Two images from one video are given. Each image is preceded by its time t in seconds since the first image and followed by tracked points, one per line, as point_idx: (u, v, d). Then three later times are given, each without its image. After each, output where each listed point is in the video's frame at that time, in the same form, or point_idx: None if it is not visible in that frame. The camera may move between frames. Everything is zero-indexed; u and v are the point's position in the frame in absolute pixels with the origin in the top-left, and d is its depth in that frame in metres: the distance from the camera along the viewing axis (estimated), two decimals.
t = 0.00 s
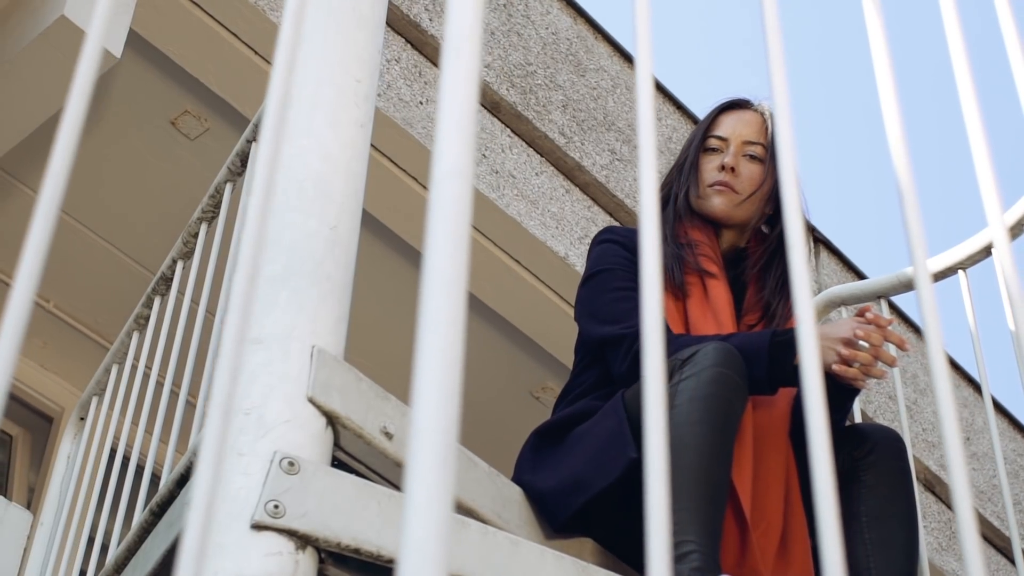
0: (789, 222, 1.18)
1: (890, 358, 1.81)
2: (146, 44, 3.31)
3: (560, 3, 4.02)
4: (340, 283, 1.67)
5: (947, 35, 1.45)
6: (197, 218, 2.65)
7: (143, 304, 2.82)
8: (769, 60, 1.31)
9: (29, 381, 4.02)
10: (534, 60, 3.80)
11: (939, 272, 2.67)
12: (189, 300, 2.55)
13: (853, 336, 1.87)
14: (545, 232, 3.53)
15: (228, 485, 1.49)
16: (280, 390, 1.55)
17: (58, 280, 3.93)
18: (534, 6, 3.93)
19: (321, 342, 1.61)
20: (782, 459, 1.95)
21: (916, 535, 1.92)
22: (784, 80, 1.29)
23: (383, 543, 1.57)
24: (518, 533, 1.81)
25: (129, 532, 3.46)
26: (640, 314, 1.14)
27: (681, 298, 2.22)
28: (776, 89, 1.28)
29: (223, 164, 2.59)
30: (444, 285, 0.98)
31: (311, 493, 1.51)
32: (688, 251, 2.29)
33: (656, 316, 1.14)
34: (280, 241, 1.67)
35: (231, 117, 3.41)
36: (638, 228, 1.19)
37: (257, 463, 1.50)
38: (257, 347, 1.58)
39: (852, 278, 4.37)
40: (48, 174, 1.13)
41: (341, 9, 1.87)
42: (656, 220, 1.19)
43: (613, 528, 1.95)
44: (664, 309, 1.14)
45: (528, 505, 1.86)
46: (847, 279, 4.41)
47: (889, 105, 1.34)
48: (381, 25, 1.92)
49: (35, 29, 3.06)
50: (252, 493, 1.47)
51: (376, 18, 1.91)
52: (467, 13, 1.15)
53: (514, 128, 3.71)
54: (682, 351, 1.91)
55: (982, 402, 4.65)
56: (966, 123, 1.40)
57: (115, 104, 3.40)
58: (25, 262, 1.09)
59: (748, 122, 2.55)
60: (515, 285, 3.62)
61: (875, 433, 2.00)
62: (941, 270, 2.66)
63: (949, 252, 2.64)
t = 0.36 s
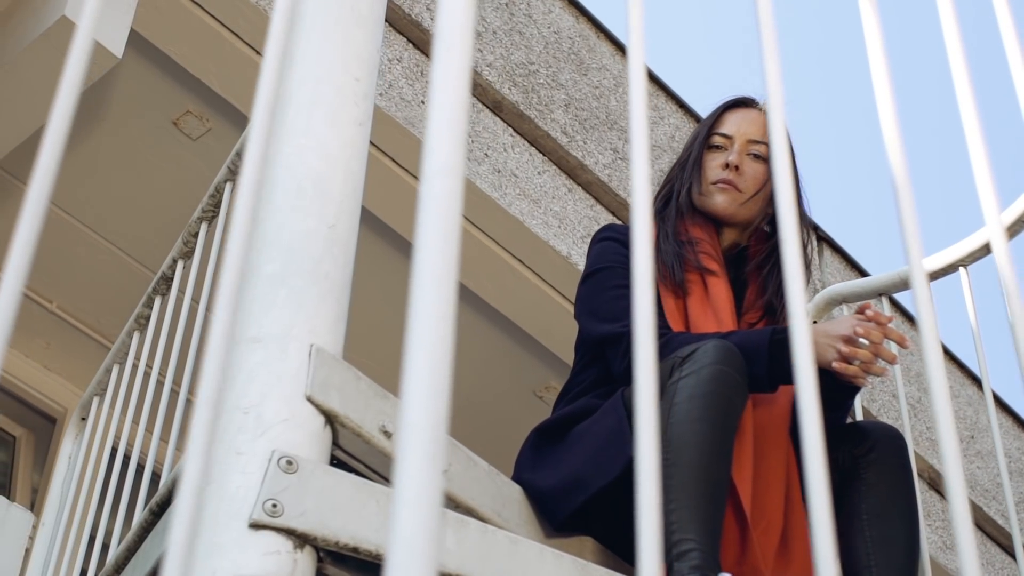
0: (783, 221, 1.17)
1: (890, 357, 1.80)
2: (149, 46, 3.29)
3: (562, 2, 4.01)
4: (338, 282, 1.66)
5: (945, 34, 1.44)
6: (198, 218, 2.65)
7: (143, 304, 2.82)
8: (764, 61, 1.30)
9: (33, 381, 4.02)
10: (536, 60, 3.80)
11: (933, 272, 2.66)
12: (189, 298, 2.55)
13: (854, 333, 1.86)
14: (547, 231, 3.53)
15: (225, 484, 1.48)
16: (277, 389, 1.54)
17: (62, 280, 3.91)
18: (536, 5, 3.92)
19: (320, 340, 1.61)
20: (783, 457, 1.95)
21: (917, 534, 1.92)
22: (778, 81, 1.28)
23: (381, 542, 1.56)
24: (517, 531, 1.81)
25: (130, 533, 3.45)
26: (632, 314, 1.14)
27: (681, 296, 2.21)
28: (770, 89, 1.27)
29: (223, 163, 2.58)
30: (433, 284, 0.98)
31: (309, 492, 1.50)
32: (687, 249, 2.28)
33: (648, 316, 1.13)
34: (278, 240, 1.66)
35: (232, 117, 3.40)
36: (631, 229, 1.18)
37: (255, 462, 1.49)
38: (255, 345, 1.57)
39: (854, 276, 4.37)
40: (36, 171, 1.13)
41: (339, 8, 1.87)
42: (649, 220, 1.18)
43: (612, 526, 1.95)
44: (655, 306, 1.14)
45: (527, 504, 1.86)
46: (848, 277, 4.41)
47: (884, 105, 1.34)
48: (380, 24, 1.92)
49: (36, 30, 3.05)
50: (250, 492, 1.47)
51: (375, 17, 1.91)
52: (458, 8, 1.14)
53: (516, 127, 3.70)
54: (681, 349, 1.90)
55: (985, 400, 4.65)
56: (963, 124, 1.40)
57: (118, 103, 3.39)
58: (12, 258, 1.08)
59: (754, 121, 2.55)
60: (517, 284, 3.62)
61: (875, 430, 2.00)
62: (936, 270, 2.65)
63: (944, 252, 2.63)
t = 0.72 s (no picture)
0: (778, 224, 1.17)
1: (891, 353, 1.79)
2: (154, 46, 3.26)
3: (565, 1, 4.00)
4: (337, 281, 1.66)
5: (941, 31, 1.44)
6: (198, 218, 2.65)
7: (144, 305, 2.82)
8: (760, 60, 1.30)
9: (37, 382, 4.02)
10: (539, 59, 3.79)
11: (933, 270, 2.65)
12: (189, 298, 2.55)
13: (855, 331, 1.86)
14: (550, 230, 3.52)
15: (225, 483, 1.48)
16: (275, 388, 1.54)
17: (66, 282, 3.89)
18: (539, 3, 3.92)
19: (318, 338, 1.60)
20: (784, 453, 1.94)
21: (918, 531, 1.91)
22: (773, 82, 1.28)
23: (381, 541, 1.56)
24: (517, 529, 1.81)
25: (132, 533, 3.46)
26: (624, 312, 1.14)
27: (682, 294, 2.22)
28: (766, 90, 1.27)
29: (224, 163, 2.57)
30: (425, 280, 0.98)
31: (309, 491, 1.49)
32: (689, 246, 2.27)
33: (641, 314, 1.13)
34: (277, 239, 1.66)
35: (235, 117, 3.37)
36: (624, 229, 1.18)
37: (253, 461, 1.49)
38: (254, 345, 1.57)
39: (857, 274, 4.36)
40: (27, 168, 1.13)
41: (339, 6, 1.86)
42: (641, 223, 1.18)
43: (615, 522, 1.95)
44: (648, 301, 1.14)
45: (528, 502, 1.86)
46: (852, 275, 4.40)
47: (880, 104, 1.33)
48: (380, 22, 1.91)
49: (36, 30, 3.04)
50: (249, 490, 1.46)
51: (374, 15, 1.90)
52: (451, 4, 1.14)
53: (518, 127, 3.70)
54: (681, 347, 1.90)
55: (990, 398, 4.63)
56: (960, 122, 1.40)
57: (122, 103, 3.37)
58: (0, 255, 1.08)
59: (760, 120, 2.54)
60: (519, 283, 3.61)
61: (876, 428, 2.00)
62: (937, 268, 2.63)
63: (944, 250, 2.62)
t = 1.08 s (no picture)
0: (773, 225, 1.17)
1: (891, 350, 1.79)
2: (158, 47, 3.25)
3: None
4: (337, 279, 1.65)
5: (938, 27, 1.43)
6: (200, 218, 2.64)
7: (146, 305, 2.82)
8: (754, 57, 1.29)
9: (42, 383, 4.00)
10: (541, 58, 3.79)
11: (934, 268, 2.63)
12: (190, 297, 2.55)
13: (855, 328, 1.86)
14: (553, 229, 3.51)
15: (225, 482, 1.48)
16: (275, 387, 1.53)
17: (69, 283, 3.86)
18: (541, 2, 3.91)
19: (318, 337, 1.60)
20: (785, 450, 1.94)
21: (921, 528, 1.90)
22: (769, 81, 1.27)
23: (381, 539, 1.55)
24: (517, 526, 1.81)
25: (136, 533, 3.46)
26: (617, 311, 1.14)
27: (683, 292, 2.22)
28: (760, 89, 1.26)
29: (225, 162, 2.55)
30: (415, 280, 0.98)
31: (308, 490, 1.49)
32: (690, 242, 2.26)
33: (634, 310, 1.13)
34: (277, 237, 1.65)
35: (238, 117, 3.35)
36: (616, 230, 1.18)
37: (253, 459, 1.48)
38: (254, 343, 1.57)
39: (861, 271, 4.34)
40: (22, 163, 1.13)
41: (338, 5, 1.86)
42: (634, 224, 1.18)
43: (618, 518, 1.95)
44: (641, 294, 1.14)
45: (529, 501, 1.87)
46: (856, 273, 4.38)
47: (876, 102, 1.32)
48: (379, 20, 1.91)
49: (36, 31, 3.04)
50: (249, 488, 1.46)
51: (374, 14, 1.90)
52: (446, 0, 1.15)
53: (521, 125, 3.70)
54: (682, 344, 1.90)
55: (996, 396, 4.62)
56: (957, 119, 1.39)
57: (126, 103, 3.35)
58: None
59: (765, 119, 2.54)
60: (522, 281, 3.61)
61: (877, 425, 2.00)
62: (938, 265, 2.62)
63: (945, 247, 2.61)
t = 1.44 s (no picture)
0: (768, 226, 1.17)
1: (893, 345, 1.79)
2: (160, 48, 3.24)
3: None
4: (337, 278, 1.65)
5: (937, 26, 1.43)
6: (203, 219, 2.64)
7: (149, 305, 2.82)
8: (752, 56, 1.29)
9: (48, 384, 3.98)
10: (546, 57, 3.78)
11: (936, 266, 2.62)
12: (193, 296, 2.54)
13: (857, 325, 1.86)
14: (557, 228, 3.50)
15: (226, 481, 1.47)
16: (275, 386, 1.53)
17: (75, 284, 3.83)
18: (546, 2, 3.91)
19: (319, 336, 1.60)
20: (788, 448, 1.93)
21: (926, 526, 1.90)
22: (765, 81, 1.27)
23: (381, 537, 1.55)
24: (519, 525, 1.81)
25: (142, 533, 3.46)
26: (612, 309, 1.13)
27: (686, 290, 2.21)
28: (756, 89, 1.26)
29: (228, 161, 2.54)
30: (406, 278, 0.98)
31: (310, 489, 1.49)
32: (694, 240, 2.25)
33: (627, 308, 1.13)
34: (278, 236, 1.65)
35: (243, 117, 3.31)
36: (611, 230, 1.18)
37: (253, 459, 1.48)
38: (255, 342, 1.57)
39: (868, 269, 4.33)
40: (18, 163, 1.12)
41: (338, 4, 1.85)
42: (629, 224, 1.18)
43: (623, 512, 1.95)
44: (634, 290, 1.14)
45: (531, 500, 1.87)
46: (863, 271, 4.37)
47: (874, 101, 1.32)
48: (381, 19, 1.90)
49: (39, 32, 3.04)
50: (250, 488, 1.46)
51: (375, 13, 1.89)
52: None
53: (526, 125, 3.69)
54: (684, 342, 1.90)
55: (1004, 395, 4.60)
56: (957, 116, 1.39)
57: (131, 103, 3.33)
58: None
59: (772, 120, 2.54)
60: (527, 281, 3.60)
61: (880, 421, 1.99)
62: (941, 262, 2.60)
63: (946, 245, 2.60)
